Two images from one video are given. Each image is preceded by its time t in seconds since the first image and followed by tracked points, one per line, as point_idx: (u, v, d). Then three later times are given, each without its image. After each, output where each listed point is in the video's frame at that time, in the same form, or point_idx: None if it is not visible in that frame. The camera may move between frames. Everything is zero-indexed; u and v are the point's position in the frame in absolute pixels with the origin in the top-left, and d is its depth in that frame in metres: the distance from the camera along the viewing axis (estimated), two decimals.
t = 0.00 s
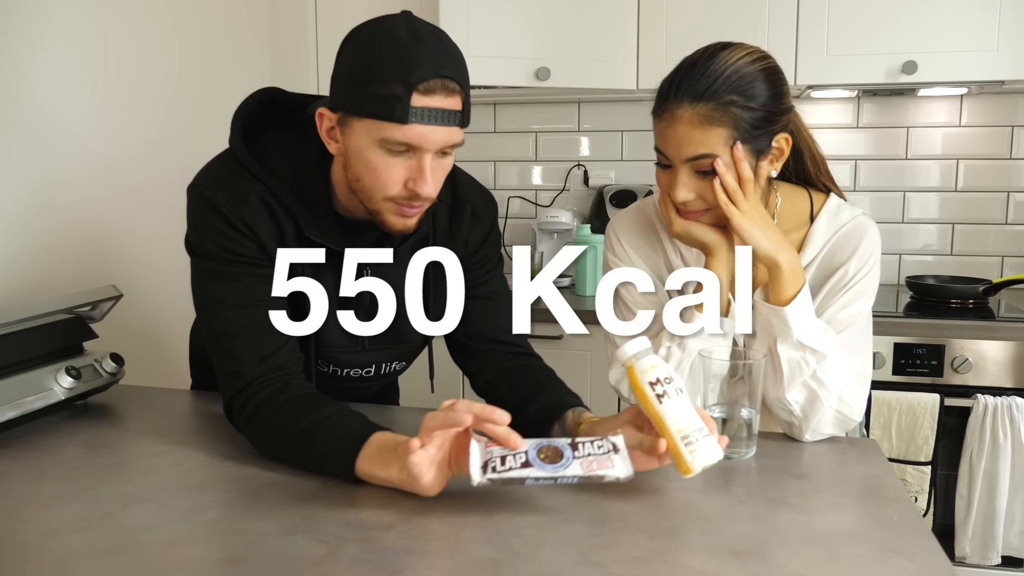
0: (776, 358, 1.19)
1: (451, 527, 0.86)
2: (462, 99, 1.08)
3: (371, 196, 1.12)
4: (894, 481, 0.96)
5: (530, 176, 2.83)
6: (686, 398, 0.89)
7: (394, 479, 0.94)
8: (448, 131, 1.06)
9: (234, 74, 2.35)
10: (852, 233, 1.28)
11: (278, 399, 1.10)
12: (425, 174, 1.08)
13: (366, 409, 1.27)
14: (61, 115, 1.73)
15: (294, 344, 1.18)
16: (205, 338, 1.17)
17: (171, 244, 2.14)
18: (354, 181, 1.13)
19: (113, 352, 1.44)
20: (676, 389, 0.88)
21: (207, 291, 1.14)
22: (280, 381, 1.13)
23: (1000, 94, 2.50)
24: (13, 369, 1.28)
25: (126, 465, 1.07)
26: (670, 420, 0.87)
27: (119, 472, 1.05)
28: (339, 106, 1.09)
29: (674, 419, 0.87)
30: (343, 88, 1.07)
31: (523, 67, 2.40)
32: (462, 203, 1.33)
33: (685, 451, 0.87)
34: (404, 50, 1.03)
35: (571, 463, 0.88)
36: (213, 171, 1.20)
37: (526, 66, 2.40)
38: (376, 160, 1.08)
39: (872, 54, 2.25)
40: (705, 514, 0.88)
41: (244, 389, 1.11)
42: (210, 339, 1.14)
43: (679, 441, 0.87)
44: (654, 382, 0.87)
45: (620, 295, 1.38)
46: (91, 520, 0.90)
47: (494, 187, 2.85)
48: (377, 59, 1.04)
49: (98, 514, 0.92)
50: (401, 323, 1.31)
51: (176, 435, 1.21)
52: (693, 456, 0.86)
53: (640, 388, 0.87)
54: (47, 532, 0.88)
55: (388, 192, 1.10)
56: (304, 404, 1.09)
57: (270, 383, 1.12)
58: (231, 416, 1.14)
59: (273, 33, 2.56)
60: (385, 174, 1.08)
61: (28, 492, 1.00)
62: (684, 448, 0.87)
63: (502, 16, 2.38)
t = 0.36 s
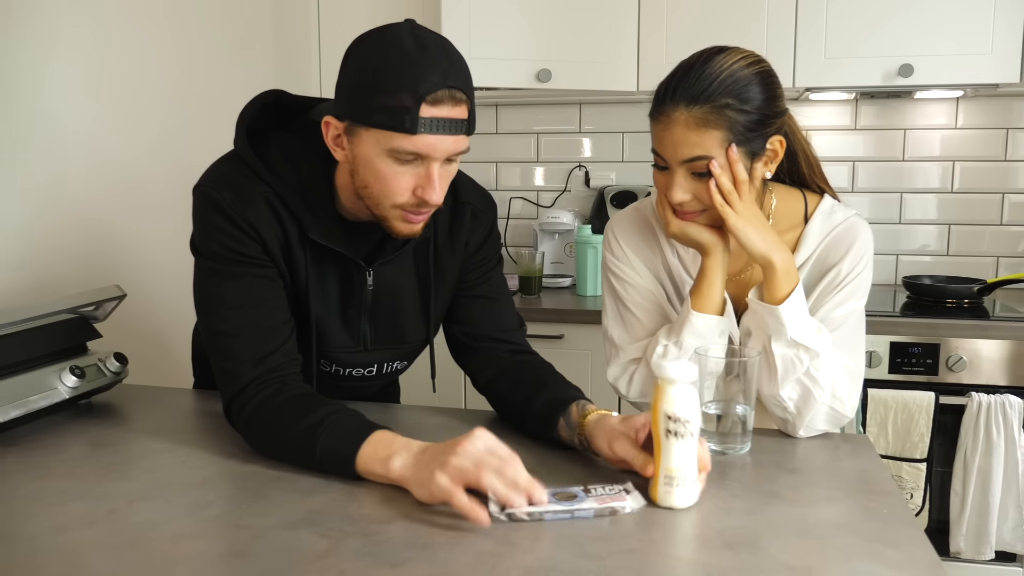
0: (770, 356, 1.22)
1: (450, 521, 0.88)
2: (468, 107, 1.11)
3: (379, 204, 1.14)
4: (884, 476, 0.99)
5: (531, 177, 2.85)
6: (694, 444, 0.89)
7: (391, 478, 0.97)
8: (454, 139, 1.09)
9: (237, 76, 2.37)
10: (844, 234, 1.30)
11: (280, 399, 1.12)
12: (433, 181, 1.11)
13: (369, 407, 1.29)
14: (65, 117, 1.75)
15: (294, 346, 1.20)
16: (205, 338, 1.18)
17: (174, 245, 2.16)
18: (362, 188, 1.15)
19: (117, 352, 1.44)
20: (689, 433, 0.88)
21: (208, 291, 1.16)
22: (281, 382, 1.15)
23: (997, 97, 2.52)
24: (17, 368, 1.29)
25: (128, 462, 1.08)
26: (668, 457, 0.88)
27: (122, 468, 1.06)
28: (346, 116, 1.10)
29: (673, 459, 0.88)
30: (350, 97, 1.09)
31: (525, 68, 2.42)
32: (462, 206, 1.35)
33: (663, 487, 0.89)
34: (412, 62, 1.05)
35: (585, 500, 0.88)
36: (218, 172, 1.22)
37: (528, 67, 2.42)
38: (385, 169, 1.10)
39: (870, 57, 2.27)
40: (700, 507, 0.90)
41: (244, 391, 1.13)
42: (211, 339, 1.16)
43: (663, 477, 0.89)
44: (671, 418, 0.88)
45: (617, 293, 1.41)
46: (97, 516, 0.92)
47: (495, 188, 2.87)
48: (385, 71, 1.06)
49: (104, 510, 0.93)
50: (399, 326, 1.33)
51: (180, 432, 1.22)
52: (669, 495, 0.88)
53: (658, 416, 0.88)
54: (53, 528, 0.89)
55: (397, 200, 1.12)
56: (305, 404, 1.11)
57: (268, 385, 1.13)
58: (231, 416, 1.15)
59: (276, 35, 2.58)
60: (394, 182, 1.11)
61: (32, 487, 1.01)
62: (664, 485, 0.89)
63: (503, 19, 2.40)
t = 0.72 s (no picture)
0: (747, 354, 1.25)
1: (434, 516, 0.90)
2: (458, 112, 1.13)
3: (372, 207, 1.16)
4: (856, 470, 1.02)
5: (517, 179, 2.87)
6: (675, 442, 0.91)
7: (377, 475, 0.99)
8: (446, 143, 1.12)
9: (223, 77, 2.38)
10: (818, 236, 1.34)
11: (266, 398, 1.13)
12: (426, 185, 1.13)
13: (354, 406, 1.30)
14: (50, 117, 1.76)
15: (281, 347, 1.21)
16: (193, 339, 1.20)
17: (160, 246, 2.16)
18: (354, 192, 1.17)
19: (103, 353, 1.44)
20: (669, 431, 0.90)
21: (196, 291, 1.17)
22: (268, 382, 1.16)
23: (973, 101, 2.57)
24: (4, 368, 1.29)
25: (116, 461, 1.09)
26: (648, 455, 0.90)
27: (110, 467, 1.07)
28: (338, 122, 1.12)
29: (653, 456, 0.90)
30: (340, 103, 1.11)
31: (510, 71, 2.45)
32: (448, 208, 1.37)
33: (644, 483, 0.91)
34: (402, 69, 1.07)
35: (573, 493, 0.92)
36: (208, 174, 1.24)
37: (513, 70, 2.45)
38: (377, 173, 1.12)
39: (849, 60, 2.31)
40: (677, 501, 0.92)
41: (231, 390, 1.15)
42: (198, 339, 1.18)
43: (644, 474, 0.91)
44: (652, 416, 0.89)
45: (598, 293, 1.44)
46: (85, 513, 0.93)
47: (481, 189, 2.90)
48: (376, 78, 1.08)
49: (92, 508, 0.95)
50: (386, 326, 1.35)
51: (167, 430, 1.23)
52: (650, 491, 0.91)
53: (639, 414, 0.90)
54: (43, 525, 0.91)
55: (389, 203, 1.14)
56: (292, 403, 1.13)
57: (254, 385, 1.15)
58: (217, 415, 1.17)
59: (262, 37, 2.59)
60: (387, 186, 1.13)
61: (21, 486, 1.02)
62: (645, 482, 0.91)
63: (488, 22, 2.42)
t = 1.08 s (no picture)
0: (718, 353, 1.28)
1: (413, 512, 0.92)
2: (439, 108, 1.15)
3: (363, 205, 1.18)
4: (824, 465, 1.05)
5: (494, 182, 2.89)
6: (649, 438, 0.93)
7: (358, 472, 1.00)
8: (431, 139, 1.14)
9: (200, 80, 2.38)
10: (788, 237, 1.37)
11: (245, 398, 1.14)
12: (415, 180, 1.16)
13: (333, 406, 1.31)
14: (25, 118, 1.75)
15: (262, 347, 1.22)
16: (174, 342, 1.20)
17: (138, 249, 2.16)
18: (343, 193, 1.18)
19: (81, 354, 1.43)
20: (643, 428, 0.92)
21: (177, 294, 1.18)
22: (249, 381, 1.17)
23: (940, 105, 2.63)
24: None
25: (98, 461, 1.09)
26: (623, 451, 0.92)
27: (91, 467, 1.08)
28: (323, 127, 1.12)
29: (628, 453, 0.92)
30: (325, 108, 1.11)
31: (487, 75, 2.47)
32: (426, 208, 1.39)
33: (619, 479, 0.93)
34: (384, 71, 1.08)
35: (547, 488, 0.94)
36: (189, 177, 1.24)
37: (490, 74, 2.47)
38: (367, 173, 1.14)
39: (820, 66, 2.36)
40: (651, 495, 0.95)
41: (212, 392, 1.15)
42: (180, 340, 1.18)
43: (620, 470, 0.93)
44: (627, 414, 0.91)
45: (573, 294, 1.46)
46: (68, 512, 0.93)
47: (459, 192, 2.92)
48: (359, 79, 1.08)
49: (74, 506, 0.95)
50: (367, 325, 1.36)
51: (146, 430, 1.23)
52: (625, 487, 0.93)
53: (614, 412, 0.92)
54: (25, 524, 0.91)
55: (380, 201, 1.17)
56: (273, 403, 1.14)
57: (234, 386, 1.16)
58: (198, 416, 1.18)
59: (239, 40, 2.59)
60: (377, 185, 1.15)
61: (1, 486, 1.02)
62: (620, 478, 0.93)
63: (464, 26, 2.44)
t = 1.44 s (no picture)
0: (699, 350, 1.30)
1: (400, 504, 0.93)
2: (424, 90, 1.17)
3: (377, 199, 1.21)
4: (801, 458, 1.07)
5: (478, 183, 2.91)
6: (631, 432, 0.95)
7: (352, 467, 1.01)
8: (426, 120, 1.17)
9: (185, 81, 2.38)
10: (767, 237, 1.40)
11: (227, 398, 1.15)
12: (422, 162, 1.19)
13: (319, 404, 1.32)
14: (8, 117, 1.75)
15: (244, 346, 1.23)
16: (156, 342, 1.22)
17: (121, 250, 2.15)
18: (352, 193, 1.20)
19: (69, 353, 1.43)
20: (626, 422, 0.94)
21: (159, 295, 1.19)
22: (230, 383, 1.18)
23: (916, 108, 2.68)
24: None
25: (86, 458, 1.10)
26: (606, 444, 0.94)
27: (80, 463, 1.08)
28: (322, 138, 1.12)
29: (610, 446, 0.94)
30: (320, 118, 1.11)
31: (470, 77, 2.49)
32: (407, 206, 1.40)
33: (601, 472, 0.95)
34: (370, 69, 1.08)
35: (560, 459, 1.03)
36: (168, 176, 1.25)
37: (473, 76, 2.49)
38: (377, 169, 1.16)
39: (799, 69, 2.40)
40: (634, 487, 0.97)
41: (193, 392, 1.17)
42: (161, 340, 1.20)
43: (602, 463, 0.95)
44: (610, 408, 0.94)
45: (556, 293, 1.48)
46: (58, 507, 0.94)
47: (443, 194, 2.94)
48: (358, 78, 1.08)
49: (64, 501, 0.96)
50: (351, 323, 1.37)
51: (134, 428, 1.24)
52: (607, 479, 0.95)
53: (596, 407, 0.94)
54: (15, 519, 0.91)
55: (395, 190, 1.20)
56: (254, 402, 1.15)
57: (214, 389, 1.17)
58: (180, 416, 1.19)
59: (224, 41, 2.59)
60: (389, 178, 1.18)
61: None
62: (602, 471, 0.95)
63: (448, 28, 2.46)
